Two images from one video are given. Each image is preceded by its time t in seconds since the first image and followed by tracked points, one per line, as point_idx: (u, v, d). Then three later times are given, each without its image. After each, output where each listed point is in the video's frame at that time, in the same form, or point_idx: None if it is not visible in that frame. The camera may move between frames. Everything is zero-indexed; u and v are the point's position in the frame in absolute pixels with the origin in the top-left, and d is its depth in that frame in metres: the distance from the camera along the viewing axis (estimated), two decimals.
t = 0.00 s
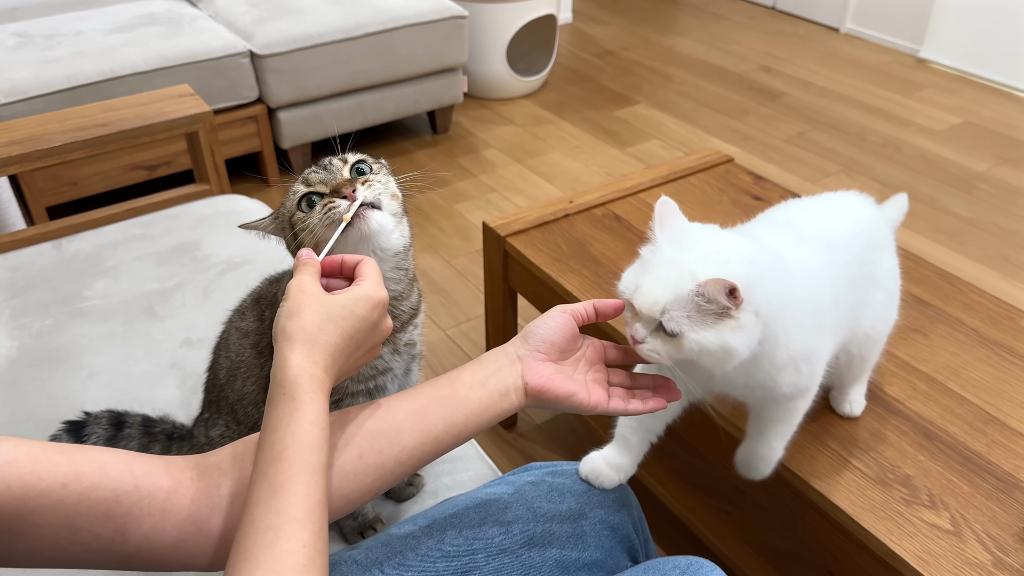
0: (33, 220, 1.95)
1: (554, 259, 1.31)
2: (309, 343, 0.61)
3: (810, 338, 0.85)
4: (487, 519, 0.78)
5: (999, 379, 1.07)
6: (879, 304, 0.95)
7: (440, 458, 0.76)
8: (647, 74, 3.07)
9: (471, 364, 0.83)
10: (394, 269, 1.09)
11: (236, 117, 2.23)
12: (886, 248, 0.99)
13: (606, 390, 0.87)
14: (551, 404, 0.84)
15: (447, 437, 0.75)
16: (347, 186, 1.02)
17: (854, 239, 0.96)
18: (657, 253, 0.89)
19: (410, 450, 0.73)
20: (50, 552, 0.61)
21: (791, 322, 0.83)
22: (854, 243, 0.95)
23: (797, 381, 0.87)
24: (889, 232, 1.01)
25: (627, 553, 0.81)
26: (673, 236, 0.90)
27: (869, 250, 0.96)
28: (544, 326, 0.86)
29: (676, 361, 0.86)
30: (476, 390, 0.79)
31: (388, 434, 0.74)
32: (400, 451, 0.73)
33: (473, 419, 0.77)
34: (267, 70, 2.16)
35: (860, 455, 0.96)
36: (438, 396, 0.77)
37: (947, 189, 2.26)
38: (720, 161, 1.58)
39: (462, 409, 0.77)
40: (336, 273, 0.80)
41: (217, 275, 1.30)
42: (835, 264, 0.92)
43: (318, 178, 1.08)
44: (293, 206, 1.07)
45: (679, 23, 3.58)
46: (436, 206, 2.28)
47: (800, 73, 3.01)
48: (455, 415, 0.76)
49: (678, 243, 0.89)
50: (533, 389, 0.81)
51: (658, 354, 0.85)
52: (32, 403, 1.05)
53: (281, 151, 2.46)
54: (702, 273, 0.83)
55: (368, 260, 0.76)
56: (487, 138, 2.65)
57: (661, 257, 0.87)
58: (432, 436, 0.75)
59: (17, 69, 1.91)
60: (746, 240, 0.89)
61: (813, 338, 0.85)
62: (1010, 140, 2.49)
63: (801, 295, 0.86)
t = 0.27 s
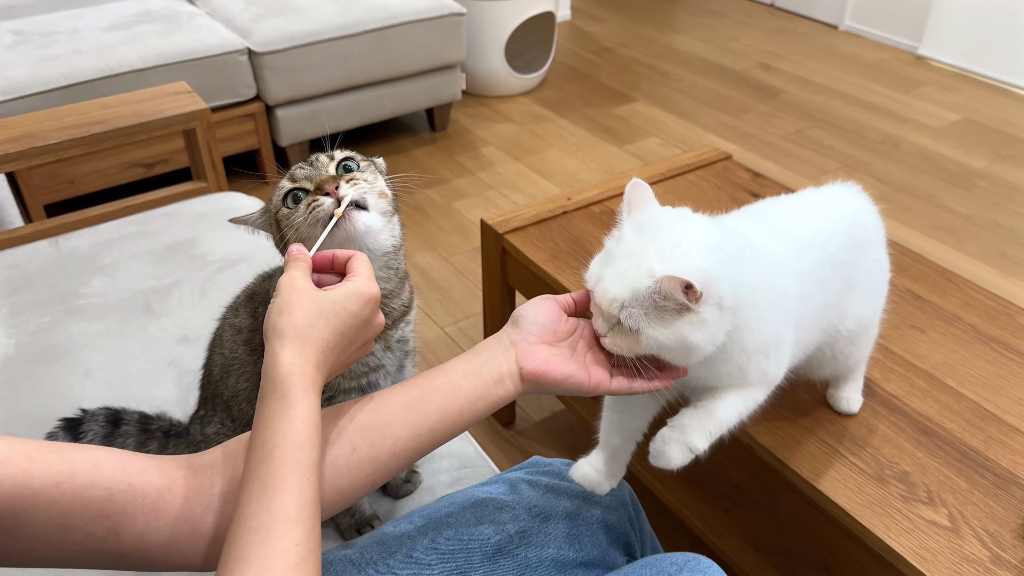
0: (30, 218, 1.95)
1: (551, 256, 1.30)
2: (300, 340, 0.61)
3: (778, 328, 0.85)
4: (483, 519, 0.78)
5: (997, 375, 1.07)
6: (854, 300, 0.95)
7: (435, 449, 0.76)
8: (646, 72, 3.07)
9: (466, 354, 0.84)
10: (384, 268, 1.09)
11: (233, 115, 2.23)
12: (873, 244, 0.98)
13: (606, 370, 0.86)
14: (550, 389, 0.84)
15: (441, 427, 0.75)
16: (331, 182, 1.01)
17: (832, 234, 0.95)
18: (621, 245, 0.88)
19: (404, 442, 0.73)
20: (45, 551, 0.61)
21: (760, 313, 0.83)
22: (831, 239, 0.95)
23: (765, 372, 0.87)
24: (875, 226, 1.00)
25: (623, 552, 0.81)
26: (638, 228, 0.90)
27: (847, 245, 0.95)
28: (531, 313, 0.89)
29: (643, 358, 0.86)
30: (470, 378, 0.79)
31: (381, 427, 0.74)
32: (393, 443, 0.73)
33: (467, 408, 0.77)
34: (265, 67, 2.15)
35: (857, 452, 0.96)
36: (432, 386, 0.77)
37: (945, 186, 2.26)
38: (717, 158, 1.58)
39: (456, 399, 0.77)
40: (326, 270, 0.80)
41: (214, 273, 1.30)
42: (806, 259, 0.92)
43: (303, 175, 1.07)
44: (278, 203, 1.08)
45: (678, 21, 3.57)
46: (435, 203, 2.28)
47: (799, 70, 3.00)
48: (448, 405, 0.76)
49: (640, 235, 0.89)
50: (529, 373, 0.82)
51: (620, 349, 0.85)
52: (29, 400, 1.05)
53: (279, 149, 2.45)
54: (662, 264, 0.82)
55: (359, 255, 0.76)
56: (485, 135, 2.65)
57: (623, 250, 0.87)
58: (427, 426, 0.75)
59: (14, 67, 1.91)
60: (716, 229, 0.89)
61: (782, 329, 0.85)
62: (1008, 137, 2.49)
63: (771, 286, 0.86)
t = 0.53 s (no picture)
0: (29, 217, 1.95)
1: (551, 254, 1.30)
2: (292, 339, 0.61)
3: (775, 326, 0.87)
4: (481, 517, 0.78)
5: (996, 372, 1.07)
6: (854, 295, 0.95)
7: (433, 442, 0.76)
8: (645, 70, 3.07)
9: (464, 344, 0.83)
10: (379, 267, 1.08)
11: (232, 113, 2.23)
12: (872, 240, 0.98)
13: (609, 354, 0.85)
14: (550, 375, 0.83)
15: (438, 418, 0.75)
16: (323, 165, 1.02)
17: (831, 229, 0.95)
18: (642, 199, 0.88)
19: (401, 435, 0.73)
20: (42, 551, 0.61)
21: (760, 310, 0.85)
22: (831, 233, 0.95)
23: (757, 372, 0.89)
24: (874, 222, 1.00)
25: (622, 550, 0.81)
26: (657, 182, 0.90)
27: (847, 241, 0.95)
28: (529, 300, 0.88)
29: (662, 311, 0.85)
30: (468, 367, 0.79)
31: (377, 420, 0.74)
32: (390, 436, 0.73)
33: (464, 397, 0.77)
34: (264, 65, 2.15)
35: (856, 450, 0.96)
36: (428, 377, 0.77)
37: (945, 183, 2.26)
38: (717, 156, 1.58)
39: (452, 389, 0.77)
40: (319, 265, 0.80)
41: (213, 271, 1.30)
42: (807, 254, 0.93)
43: (296, 163, 1.09)
44: (271, 191, 1.08)
45: (677, 18, 3.57)
46: (434, 201, 2.28)
47: (798, 68, 3.00)
48: (444, 396, 0.76)
49: (661, 189, 0.89)
50: (526, 360, 0.82)
51: (643, 303, 0.84)
52: (28, 399, 1.05)
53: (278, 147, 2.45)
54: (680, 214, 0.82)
55: (351, 252, 0.75)
56: (484, 133, 2.65)
57: (642, 203, 0.87)
58: (423, 417, 0.74)
59: (12, 65, 1.90)
60: (732, 191, 0.87)
61: (777, 328, 0.87)
62: (1008, 134, 2.49)
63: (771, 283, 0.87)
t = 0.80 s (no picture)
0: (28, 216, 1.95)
1: (549, 253, 1.30)
2: (288, 335, 0.61)
3: (766, 321, 0.87)
4: (480, 516, 0.78)
5: (995, 370, 1.07)
6: (858, 293, 0.95)
7: (430, 441, 0.76)
8: (644, 68, 3.06)
9: (460, 344, 0.83)
10: (368, 264, 1.09)
11: (231, 112, 2.22)
12: (874, 237, 0.98)
13: (605, 354, 0.85)
14: (546, 375, 0.83)
15: (434, 418, 0.75)
16: (308, 160, 1.02)
17: (836, 226, 0.95)
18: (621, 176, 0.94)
19: (397, 435, 0.73)
20: (38, 551, 0.61)
21: (740, 300, 0.86)
22: (835, 230, 0.95)
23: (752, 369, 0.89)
24: (876, 219, 1.00)
25: (621, 549, 0.81)
26: (637, 163, 0.96)
27: (851, 238, 0.95)
28: (525, 300, 0.88)
29: (625, 283, 0.89)
30: (464, 367, 0.79)
31: (374, 420, 0.74)
32: (386, 436, 0.73)
33: (460, 397, 0.77)
34: (262, 64, 2.15)
35: (855, 448, 0.96)
36: (424, 377, 0.77)
37: (944, 181, 2.26)
38: (715, 154, 1.58)
39: (449, 388, 0.76)
40: (314, 263, 0.79)
41: (211, 270, 1.30)
42: (809, 250, 0.93)
43: (280, 160, 1.09)
44: (257, 190, 1.08)
45: (677, 17, 3.57)
46: (433, 200, 2.28)
47: (798, 66, 3.00)
48: (441, 396, 0.75)
49: (638, 171, 0.94)
50: (523, 361, 0.82)
51: (606, 274, 0.89)
52: (26, 398, 1.04)
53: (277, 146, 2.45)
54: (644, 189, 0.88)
55: (346, 248, 0.75)
56: (484, 132, 2.64)
57: (617, 182, 0.93)
58: (420, 419, 0.74)
59: (10, 64, 1.90)
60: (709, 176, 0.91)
61: (769, 324, 0.87)
62: (1007, 132, 2.49)
63: (763, 276, 0.88)
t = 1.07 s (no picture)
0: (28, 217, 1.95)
1: (548, 253, 1.30)
2: (288, 339, 0.60)
3: (753, 320, 0.87)
4: (479, 517, 0.78)
5: (995, 369, 1.07)
6: (856, 294, 0.95)
7: (428, 444, 0.76)
8: (644, 67, 3.06)
9: (458, 347, 0.83)
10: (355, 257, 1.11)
11: (230, 112, 2.22)
12: (874, 237, 0.97)
13: (602, 358, 0.85)
14: (544, 379, 0.83)
15: (433, 421, 0.75)
16: (314, 168, 1.03)
17: (833, 227, 0.95)
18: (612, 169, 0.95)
19: (396, 438, 0.73)
20: (37, 553, 0.61)
21: (724, 297, 0.87)
22: (832, 231, 0.95)
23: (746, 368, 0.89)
24: (875, 220, 0.99)
25: (621, 549, 0.81)
26: (626, 158, 0.97)
27: (848, 239, 0.95)
28: (523, 305, 0.88)
29: (610, 276, 0.90)
30: (462, 371, 0.79)
31: (372, 423, 0.74)
32: (385, 439, 0.73)
33: (459, 401, 0.77)
34: (262, 64, 2.15)
35: (855, 448, 0.96)
36: (423, 380, 0.77)
37: (944, 180, 2.25)
38: (715, 153, 1.58)
39: (448, 391, 0.76)
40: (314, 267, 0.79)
41: (210, 271, 1.30)
42: (803, 250, 0.93)
43: (280, 160, 1.07)
44: (253, 188, 1.07)
45: (676, 15, 3.56)
46: (433, 199, 2.27)
47: (798, 64, 3.00)
48: (440, 399, 0.75)
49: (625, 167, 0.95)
50: (521, 365, 0.82)
51: (591, 266, 0.90)
52: (25, 399, 1.04)
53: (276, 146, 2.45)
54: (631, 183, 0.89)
55: (347, 252, 0.75)
56: (483, 131, 2.64)
57: (605, 177, 0.94)
58: (419, 423, 0.74)
59: (9, 65, 1.90)
60: (693, 173, 0.91)
61: (757, 324, 0.88)
62: (1007, 131, 2.49)
63: (750, 275, 0.88)
